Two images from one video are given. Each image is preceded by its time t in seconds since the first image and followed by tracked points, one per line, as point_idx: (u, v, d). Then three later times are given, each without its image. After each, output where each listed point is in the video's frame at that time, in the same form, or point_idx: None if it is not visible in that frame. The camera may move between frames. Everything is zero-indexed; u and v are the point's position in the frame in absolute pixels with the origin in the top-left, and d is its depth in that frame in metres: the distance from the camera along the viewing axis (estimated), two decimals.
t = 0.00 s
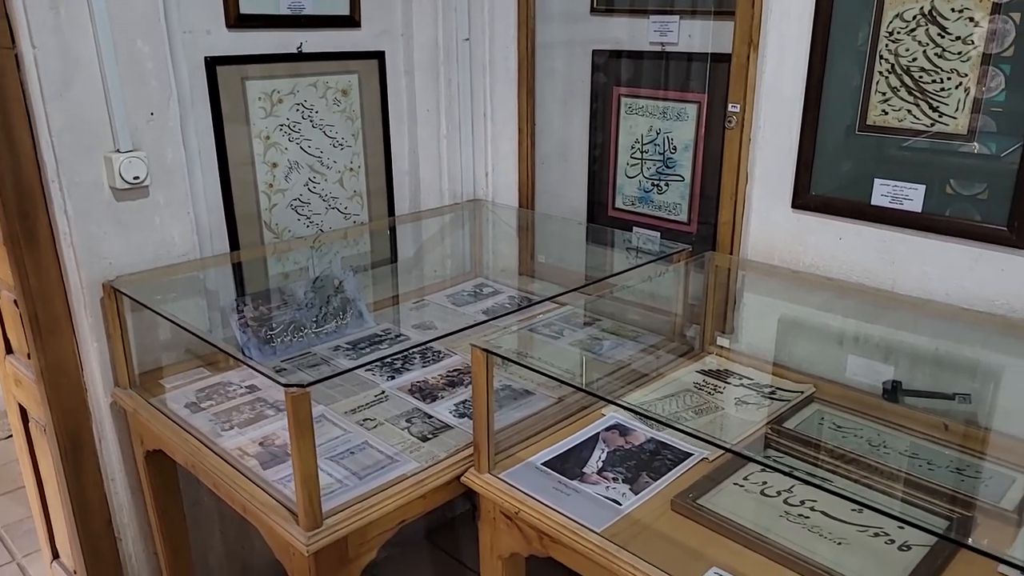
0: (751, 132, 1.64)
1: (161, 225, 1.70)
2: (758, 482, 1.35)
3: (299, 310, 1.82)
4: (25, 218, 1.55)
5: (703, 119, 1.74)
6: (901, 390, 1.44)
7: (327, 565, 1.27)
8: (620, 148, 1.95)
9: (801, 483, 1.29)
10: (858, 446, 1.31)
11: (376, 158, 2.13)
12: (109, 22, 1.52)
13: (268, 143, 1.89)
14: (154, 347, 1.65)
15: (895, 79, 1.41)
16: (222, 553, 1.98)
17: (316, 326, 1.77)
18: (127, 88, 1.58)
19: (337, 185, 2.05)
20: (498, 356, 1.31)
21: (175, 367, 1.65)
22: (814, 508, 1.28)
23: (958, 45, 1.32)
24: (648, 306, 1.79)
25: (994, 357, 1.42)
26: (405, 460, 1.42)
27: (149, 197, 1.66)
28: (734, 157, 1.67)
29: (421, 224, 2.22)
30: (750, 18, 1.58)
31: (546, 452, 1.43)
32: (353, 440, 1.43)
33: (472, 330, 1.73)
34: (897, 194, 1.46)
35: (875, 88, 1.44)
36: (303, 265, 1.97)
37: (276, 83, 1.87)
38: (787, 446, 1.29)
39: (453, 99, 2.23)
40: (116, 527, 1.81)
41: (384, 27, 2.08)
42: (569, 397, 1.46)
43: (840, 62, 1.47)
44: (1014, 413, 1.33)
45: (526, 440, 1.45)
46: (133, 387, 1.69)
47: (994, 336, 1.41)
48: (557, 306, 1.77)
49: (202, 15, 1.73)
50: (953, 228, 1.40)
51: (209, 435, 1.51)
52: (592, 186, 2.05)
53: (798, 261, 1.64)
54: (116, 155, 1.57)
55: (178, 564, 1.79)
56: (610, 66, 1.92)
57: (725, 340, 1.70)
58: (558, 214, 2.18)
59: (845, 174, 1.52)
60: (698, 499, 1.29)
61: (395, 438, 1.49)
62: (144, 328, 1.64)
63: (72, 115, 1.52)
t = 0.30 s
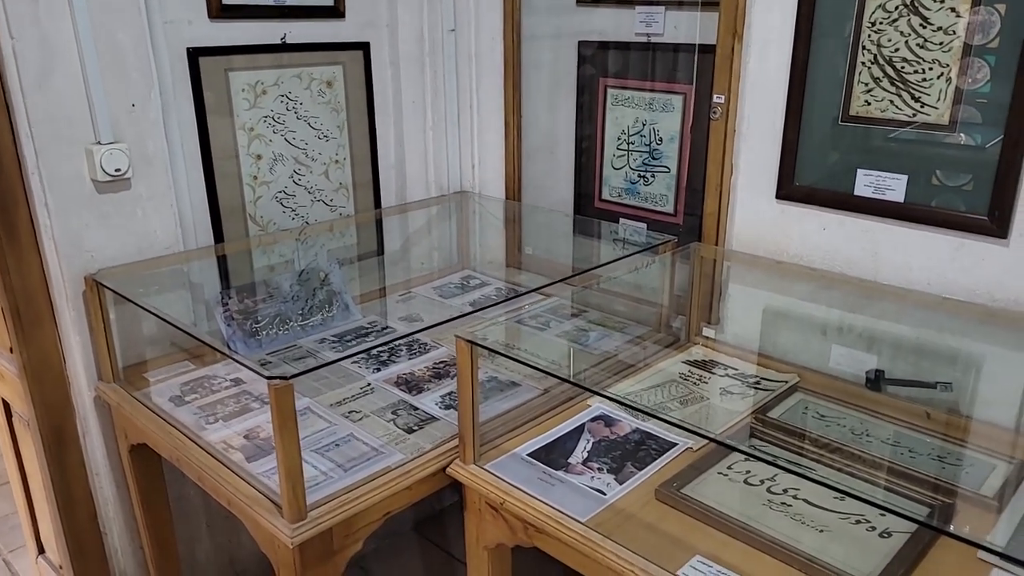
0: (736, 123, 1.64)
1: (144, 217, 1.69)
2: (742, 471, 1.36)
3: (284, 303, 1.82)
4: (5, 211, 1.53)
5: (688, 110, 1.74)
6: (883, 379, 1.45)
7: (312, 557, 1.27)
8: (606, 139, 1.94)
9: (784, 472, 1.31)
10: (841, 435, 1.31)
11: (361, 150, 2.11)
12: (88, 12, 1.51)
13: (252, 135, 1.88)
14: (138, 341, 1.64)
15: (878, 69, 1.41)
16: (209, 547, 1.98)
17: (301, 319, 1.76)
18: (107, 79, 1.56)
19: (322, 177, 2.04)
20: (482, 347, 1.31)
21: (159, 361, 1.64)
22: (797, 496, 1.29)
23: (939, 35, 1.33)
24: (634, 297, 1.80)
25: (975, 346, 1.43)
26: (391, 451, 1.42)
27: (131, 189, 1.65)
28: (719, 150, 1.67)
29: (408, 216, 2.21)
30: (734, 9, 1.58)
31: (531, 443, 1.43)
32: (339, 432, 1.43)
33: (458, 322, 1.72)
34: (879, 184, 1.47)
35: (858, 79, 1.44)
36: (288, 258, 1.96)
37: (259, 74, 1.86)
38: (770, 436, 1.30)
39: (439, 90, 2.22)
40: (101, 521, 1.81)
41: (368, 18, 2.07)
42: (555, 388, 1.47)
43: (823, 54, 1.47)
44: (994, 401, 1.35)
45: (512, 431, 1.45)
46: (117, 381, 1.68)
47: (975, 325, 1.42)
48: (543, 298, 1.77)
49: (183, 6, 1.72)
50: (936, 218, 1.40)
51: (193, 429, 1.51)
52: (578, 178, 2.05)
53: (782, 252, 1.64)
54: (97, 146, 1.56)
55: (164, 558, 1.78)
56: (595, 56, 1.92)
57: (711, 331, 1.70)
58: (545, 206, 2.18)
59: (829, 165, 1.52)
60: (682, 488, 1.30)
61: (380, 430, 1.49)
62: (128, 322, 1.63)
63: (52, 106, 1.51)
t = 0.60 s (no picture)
0: (719, 114, 1.65)
1: (125, 211, 1.67)
2: (726, 461, 1.37)
3: (268, 296, 1.81)
4: None
5: (673, 102, 1.74)
6: (866, 368, 1.46)
7: (297, 551, 1.27)
8: (591, 131, 1.94)
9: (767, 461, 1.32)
10: (824, 424, 1.32)
11: (345, 142, 2.10)
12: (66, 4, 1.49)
13: (235, 128, 1.86)
14: (121, 336, 1.63)
15: (859, 61, 1.42)
16: (195, 542, 1.97)
17: (286, 313, 1.75)
18: (86, 71, 1.55)
19: (306, 170, 2.03)
20: (465, 339, 1.31)
21: (142, 355, 1.63)
22: (780, 485, 1.30)
23: (920, 27, 1.33)
24: (619, 289, 1.80)
25: (956, 335, 1.44)
26: (376, 444, 1.43)
27: (112, 182, 1.64)
28: (703, 142, 1.68)
29: (393, 210, 2.21)
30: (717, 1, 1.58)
31: (516, 435, 1.43)
32: (324, 426, 1.43)
33: (443, 315, 1.72)
34: (861, 175, 1.47)
35: (840, 70, 1.45)
36: (272, 251, 1.95)
37: (241, 66, 1.84)
38: (754, 426, 1.31)
39: (423, 83, 2.21)
40: (85, 517, 1.80)
41: (352, 9, 2.05)
42: (540, 379, 1.47)
43: (806, 45, 1.48)
44: (975, 389, 1.36)
45: (497, 422, 1.45)
46: (99, 376, 1.67)
47: (957, 315, 1.43)
48: (528, 290, 1.77)
49: None
50: (917, 209, 1.42)
51: (176, 423, 1.50)
52: (564, 170, 2.04)
53: (766, 243, 1.65)
54: (76, 139, 1.55)
55: (149, 554, 1.78)
56: (579, 48, 1.91)
57: (696, 322, 1.71)
58: (531, 198, 2.18)
59: (811, 156, 1.53)
60: (666, 478, 1.31)
61: (365, 423, 1.49)
62: (110, 317, 1.61)
63: (29, 99, 1.50)
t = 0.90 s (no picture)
0: (701, 107, 1.65)
1: (105, 206, 1.66)
2: (708, 451, 1.38)
3: (252, 291, 1.80)
4: None
5: (656, 94, 1.74)
6: (846, 358, 1.48)
7: (281, 544, 1.27)
8: (575, 124, 1.94)
9: (748, 451, 1.33)
10: (805, 414, 1.33)
11: (328, 136, 2.09)
12: None
13: (216, 122, 1.85)
14: (102, 331, 1.62)
15: (839, 53, 1.43)
16: (179, 538, 1.97)
17: (269, 307, 1.74)
18: (63, 65, 1.54)
19: (289, 164, 2.02)
20: (448, 332, 1.31)
21: (124, 351, 1.62)
22: (761, 474, 1.31)
23: (898, 19, 1.34)
24: (603, 281, 1.81)
25: (934, 325, 1.46)
26: (360, 438, 1.42)
27: (92, 177, 1.62)
28: (685, 135, 1.69)
29: (377, 203, 2.19)
30: None
31: (500, 428, 1.44)
32: (307, 420, 1.43)
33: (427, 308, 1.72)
34: (841, 166, 1.49)
35: (820, 62, 1.46)
36: (255, 246, 1.94)
37: (222, 59, 1.83)
38: (736, 415, 1.32)
39: (406, 75, 2.20)
40: (67, 514, 1.78)
41: (334, 2, 2.04)
42: (525, 372, 1.48)
43: (786, 38, 1.49)
44: (953, 378, 1.38)
45: (481, 415, 1.46)
46: (81, 371, 1.65)
47: (936, 306, 1.45)
48: (512, 283, 1.77)
49: None
50: (896, 200, 1.43)
51: (159, 418, 1.49)
52: (548, 162, 2.04)
53: (747, 235, 1.66)
54: (55, 133, 1.54)
55: (132, 550, 1.77)
56: (563, 41, 1.91)
57: (679, 314, 1.72)
58: (515, 191, 2.17)
59: (792, 148, 1.54)
60: (648, 468, 1.32)
61: (349, 417, 1.49)
62: (91, 312, 1.60)
63: (6, 93, 1.48)
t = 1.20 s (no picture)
0: (681, 99, 1.66)
1: (83, 201, 1.65)
2: (688, 441, 1.39)
3: (233, 286, 1.79)
4: None
5: (637, 87, 1.75)
6: (824, 348, 1.49)
7: (262, 539, 1.27)
8: (557, 117, 1.95)
9: (727, 440, 1.34)
10: (784, 403, 1.35)
11: (309, 129, 2.08)
12: None
13: (195, 116, 1.83)
14: (81, 328, 1.60)
15: (816, 45, 1.44)
16: (161, 534, 1.96)
17: (250, 302, 1.73)
18: (39, 59, 1.52)
19: (269, 158, 2.01)
20: (429, 325, 1.31)
21: (104, 346, 1.61)
22: (739, 463, 1.33)
23: (873, 11, 1.36)
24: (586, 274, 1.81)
25: (910, 314, 1.48)
26: (341, 431, 1.42)
27: (69, 171, 1.61)
28: (666, 128, 1.69)
29: (359, 197, 2.21)
30: None
31: (481, 420, 1.44)
32: (288, 414, 1.43)
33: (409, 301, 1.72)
34: (818, 158, 1.50)
35: (797, 55, 1.47)
36: (236, 240, 1.92)
37: (200, 53, 1.81)
38: (716, 405, 1.32)
39: (387, 68, 2.19)
40: (48, 512, 1.77)
41: None
42: (506, 364, 1.48)
43: (764, 31, 1.50)
44: (929, 367, 1.40)
45: (463, 407, 1.46)
46: (60, 367, 1.64)
47: (911, 296, 1.47)
48: (494, 276, 1.77)
49: None
50: (873, 192, 1.44)
51: (139, 414, 1.48)
52: (530, 155, 2.05)
53: (727, 227, 1.67)
54: (30, 128, 1.52)
55: (115, 547, 1.76)
56: (544, 33, 1.91)
57: (660, 305, 1.73)
58: (497, 185, 2.17)
59: (771, 140, 1.55)
60: (628, 459, 1.33)
61: (330, 411, 1.48)
62: (69, 308, 1.59)
63: None
